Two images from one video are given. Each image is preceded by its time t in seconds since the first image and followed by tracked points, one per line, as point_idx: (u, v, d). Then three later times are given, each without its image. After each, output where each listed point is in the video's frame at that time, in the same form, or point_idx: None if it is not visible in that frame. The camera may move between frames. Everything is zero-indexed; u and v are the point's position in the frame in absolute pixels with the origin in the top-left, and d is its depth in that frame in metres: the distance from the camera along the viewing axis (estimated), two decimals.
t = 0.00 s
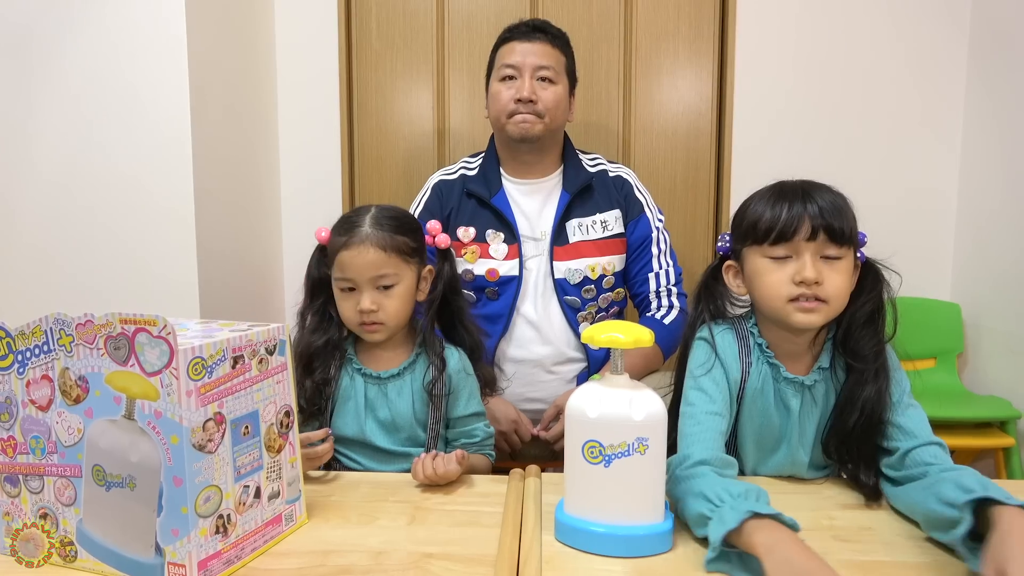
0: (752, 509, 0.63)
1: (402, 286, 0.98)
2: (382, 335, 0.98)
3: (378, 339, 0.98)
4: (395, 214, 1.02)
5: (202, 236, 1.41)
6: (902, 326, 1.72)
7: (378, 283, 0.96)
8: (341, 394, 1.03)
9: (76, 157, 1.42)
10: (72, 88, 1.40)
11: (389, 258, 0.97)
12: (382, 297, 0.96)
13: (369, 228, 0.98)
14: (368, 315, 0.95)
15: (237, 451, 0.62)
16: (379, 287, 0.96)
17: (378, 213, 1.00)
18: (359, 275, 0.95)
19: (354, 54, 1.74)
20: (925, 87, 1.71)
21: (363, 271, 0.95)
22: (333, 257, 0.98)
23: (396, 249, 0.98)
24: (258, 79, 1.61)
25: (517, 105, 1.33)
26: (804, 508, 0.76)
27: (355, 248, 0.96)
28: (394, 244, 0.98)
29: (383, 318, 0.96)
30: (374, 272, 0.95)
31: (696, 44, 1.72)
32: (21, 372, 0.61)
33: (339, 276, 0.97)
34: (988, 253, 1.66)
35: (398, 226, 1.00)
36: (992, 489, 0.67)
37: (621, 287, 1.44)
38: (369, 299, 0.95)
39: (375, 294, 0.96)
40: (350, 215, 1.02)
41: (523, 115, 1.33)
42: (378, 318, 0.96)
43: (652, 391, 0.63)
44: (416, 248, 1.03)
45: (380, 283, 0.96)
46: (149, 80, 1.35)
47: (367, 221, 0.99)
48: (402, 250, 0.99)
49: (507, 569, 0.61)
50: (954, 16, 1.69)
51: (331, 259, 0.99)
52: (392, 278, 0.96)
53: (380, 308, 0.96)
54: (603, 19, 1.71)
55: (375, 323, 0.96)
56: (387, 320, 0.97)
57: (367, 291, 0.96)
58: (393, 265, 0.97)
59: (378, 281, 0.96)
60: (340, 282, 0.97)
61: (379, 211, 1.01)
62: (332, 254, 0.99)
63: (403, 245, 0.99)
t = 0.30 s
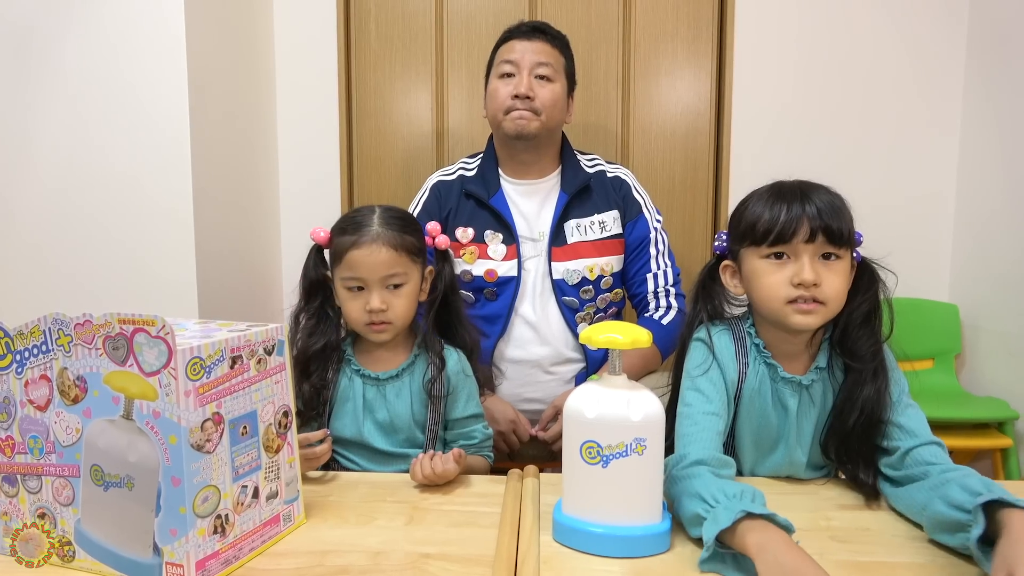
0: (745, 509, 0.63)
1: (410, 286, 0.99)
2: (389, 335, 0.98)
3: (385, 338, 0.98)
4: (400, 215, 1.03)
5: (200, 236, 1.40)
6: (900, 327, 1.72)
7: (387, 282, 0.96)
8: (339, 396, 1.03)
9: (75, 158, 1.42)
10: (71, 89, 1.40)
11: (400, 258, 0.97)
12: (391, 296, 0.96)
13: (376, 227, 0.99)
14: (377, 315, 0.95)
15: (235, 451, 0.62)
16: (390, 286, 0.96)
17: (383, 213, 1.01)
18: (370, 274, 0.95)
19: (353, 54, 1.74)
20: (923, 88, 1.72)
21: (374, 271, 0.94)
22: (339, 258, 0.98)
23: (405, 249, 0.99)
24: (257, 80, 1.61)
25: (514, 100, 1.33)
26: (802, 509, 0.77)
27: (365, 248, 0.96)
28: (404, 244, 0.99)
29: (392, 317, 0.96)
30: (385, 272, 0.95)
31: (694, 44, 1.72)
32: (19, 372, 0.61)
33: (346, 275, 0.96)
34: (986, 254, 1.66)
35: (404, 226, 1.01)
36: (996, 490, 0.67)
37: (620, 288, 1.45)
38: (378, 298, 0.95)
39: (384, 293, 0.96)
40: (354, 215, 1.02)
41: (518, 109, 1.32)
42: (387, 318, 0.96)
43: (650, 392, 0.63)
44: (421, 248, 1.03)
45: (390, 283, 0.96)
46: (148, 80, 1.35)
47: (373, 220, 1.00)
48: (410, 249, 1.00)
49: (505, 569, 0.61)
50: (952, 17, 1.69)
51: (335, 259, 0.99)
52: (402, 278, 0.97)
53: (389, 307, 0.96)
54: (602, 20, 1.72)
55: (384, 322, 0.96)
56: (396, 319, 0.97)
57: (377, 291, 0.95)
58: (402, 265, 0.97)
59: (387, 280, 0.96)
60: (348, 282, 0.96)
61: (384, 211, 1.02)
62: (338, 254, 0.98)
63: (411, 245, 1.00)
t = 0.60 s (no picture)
0: (755, 525, 0.63)
1: (412, 284, 0.98)
2: (391, 332, 0.98)
3: (389, 335, 0.98)
4: (403, 215, 1.03)
5: (199, 236, 1.40)
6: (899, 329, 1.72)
7: (390, 280, 0.96)
8: (339, 396, 1.03)
9: (73, 158, 1.42)
10: (70, 89, 1.40)
11: (402, 257, 0.97)
12: (393, 294, 0.96)
13: (379, 226, 0.99)
14: (379, 312, 0.95)
15: (232, 451, 0.61)
16: (392, 285, 0.96)
17: (385, 213, 1.01)
18: (373, 271, 0.94)
19: (352, 54, 1.74)
20: (922, 89, 1.72)
21: (377, 270, 0.94)
22: (340, 255, 0.98)
23: (407, 247, 0.99)
24: (256, 80, 1.61)
25: (507, 118, 1.34)
26: (802, 509, 0.76)
27: (367, 246, 0.96)
28: (406, 242, 0.99)
29: (396, 313, 0.96)
30: (388, 270, 0.95)
31: (694, 45, 1.72)
32: (17, 371, 0.61)
33: (349, 274, 0.96)
34: (985, 255, 1.66)
35: (406, 225, 1.01)
36: (953, 516, 0.66)
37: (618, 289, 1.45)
38: (380, 296, 0.95)
39: (386, 291, 0.96)
40: (356, 214, 1.02)
41: (512, 127, 1.34)
42: (389, 316, 0.96)
43: (649, 393, 0.63)
44: (422, 248, 1.03)
45: (392, 281, 0.96)
46: (147, 80, 1.35)
47: (375, 219, 1.00)
48: (412, 248, 1.00)
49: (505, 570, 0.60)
50: (951, 18, 1.69)
51: (337, 257, 0.99)
52: (404, 276, 0.97)
53: (391, 305, 0.95)
54: (601, 21, 1.72)
55: (386, 320, 0.96)
56: (399, 316, 0.96)
57: (379, 289, 0.95)
58: (404, 263, 0.97)
59: (390, 279, 0.95)
60: (350, 280, 0.96)
61: (386, 211, 1.02)
62: (340, 253, 0.98)
63: (413, 244, 1.00)
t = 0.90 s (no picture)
0: (753, 526, 0.63)
1: (411, 283, 0.98)
2: (390, 332, 0.97)
3: (386, 335, 0.98)
4: (402, 215, 1.03)
5: (198, 236, 1.40)
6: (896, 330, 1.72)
7: (389, 279, 0.96)
8: (338, 396, 1.03)
9: (72, 158, 1.42)
10: (69, 89, 1.40)
11: (401, 256, 0.97)
12: (391, 293, 0.96)
13: (379, 225, 0.99)
14: (378, 311, 0.95)
15: (232, 451, 0.61)
16: (391, 283, 0.96)
17: (385, 212, 1.01)
18: (371, 271, 0.95)
19: (351, 55, 1.74)
20: (920, 90, 1.72)
21: (375, 268, 0.95)
22: (340, 254, 0.98)
23: (407, 247, 0.99)
24: (255, 80, 1.61)
25: (508, 115, 1.34)
26: (799, 510, 0.77)
27: (367, 245, 0.96)
28: (405, 242, 0.99)
29: (393, 313, 0.96)
30: (387, 268, 0.95)
31: (693, 46, 1.72)
32: (16, 372, 0.61)
33: (348, 271, 0.96)
34: (982, 256, 1.67)
35: (406, 225, 1.02)
36: (952, 518, 0.66)
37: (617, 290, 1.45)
38: (379, 295, 0.95)
39: (385, 291, 0.96)
40: (356, 214, 1.02)
41: (513, 124, 1.34)
42: (388, 315, 0.96)
43: (647, 394, 0.63)
44: (422, 248, 1.03)
45: (390, 280, 0.96)
46: (146, 80, 1.35)
47: (375, 219, 1.00)
48: (412, 248, 1.00)
49: (503, 570, 0.61)
50: (949, 19, 1.70)
51: (337, 256, 0.99)
52: (403, 275, 0.97)
53: (390, 304, 0.95)
54: (600, 22, 1.72)
55: (384, 319, 0.96)
56: (397, 315, 0.96)
57: (378, 288, 0.95)
58: (403, 262, 0.97)
59: (389, 277, 0.96)
60: (349, 278, 0.96)
61: (386, 211, 1.02)
62: (339, 252, 0.98)
63: (413, 243, 1.00)
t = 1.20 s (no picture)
0: (750, 526, 0.63)
1: (409, 282, 0.98)
2: (387, 332, 0.98)
3: (383, 335, 0.98)
4: (400, 215, 1.03)
5: (197, 236, 1.40)
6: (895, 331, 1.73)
7: (386, 278, 0.96)
8: (338, 396, 1.03)
9: (72, 158, 1.42)
10: (69, 90, 1.40)
11: (399, 255, 0.97)
12: (388, 292, 0.96)
13: (377, 225, 0.99)
14: (375, 311, 0.95)
15: (230, 451, 0.62)
16: (388, 282, 0.96)
17: (383, 212, 1.01)
18: (368, 270, 0.95)
19: (350, 55, 1.74)
20: (918, 91, 1.73)
21: (372, 268, 0.95)
22: (338, 254, 0.98)
23: (405, 246, 0.99)
24: (254, 81, 1.61)
25: (508, 113, 1.34)
26: (796, 510, 0.77)
27: (364, 244, 0.96)
28: (403, 241, 0.99)
29: (390, 313, 0.96)
30: (384, 267, 0.95)
31: (691, 47, 1.73)
32: (15, 371, 0.61)
33: (345, 271, 0.96)
34: (980, 257, 1.67)
35: (404, 225, 1.02)
36: (950, 517, 0.67)
37: (616, 290, 1.45)
38: (377, 295, 0.95)
39: (382, 290, 0.96)
40: (354, 214, 1.02)
41: (513, 121, 1.34)
42: (386, 314, 0.96)
43: (645, 394, 0.63)
44: (421, 247, 1.03)
45: (388, 279, 0.96)
46: (145, 81, 1.35)
47: (373, 218, 1.00)
48: (410, 248, 1.00)
49: (501, 569, 0.61)
50: (947, 20, 1.70)
51: (335, 256, 0.99)
52: (401, 274, 0.97)
53: (387, 303, 0.95)
54: (599, 22, 1.72)
55: (382, 319, 0.96)
56: (395, 315, 0.96)
57: (375, 287, 0.95)
58: (401, 261, 0.97)
59: (386, 276, 0.96)
60: (347, 278, 0.96)
61: (384, 211, 1.02)
62: (338, 252, 0.98)
63: (410, 243, 1.00)
